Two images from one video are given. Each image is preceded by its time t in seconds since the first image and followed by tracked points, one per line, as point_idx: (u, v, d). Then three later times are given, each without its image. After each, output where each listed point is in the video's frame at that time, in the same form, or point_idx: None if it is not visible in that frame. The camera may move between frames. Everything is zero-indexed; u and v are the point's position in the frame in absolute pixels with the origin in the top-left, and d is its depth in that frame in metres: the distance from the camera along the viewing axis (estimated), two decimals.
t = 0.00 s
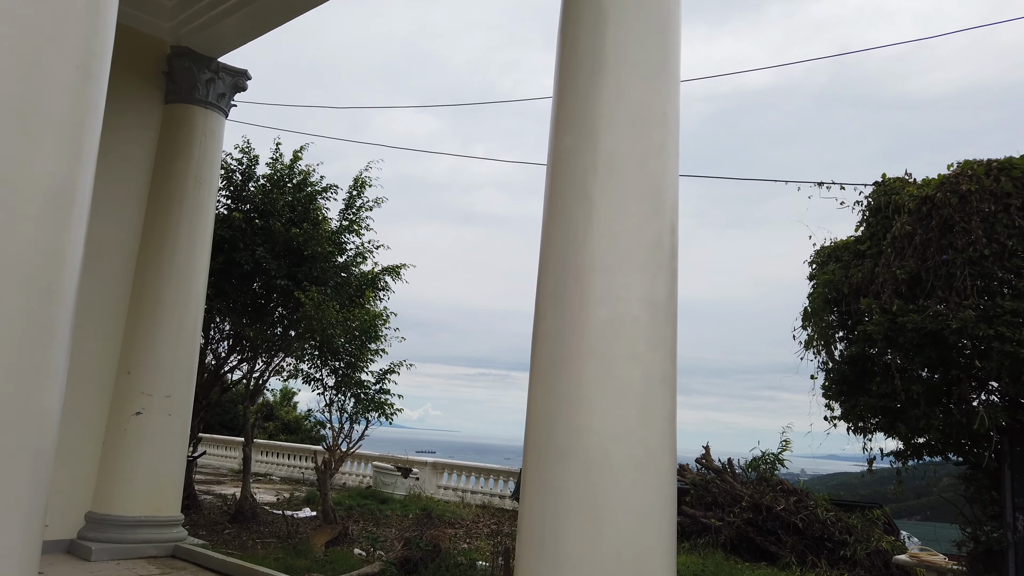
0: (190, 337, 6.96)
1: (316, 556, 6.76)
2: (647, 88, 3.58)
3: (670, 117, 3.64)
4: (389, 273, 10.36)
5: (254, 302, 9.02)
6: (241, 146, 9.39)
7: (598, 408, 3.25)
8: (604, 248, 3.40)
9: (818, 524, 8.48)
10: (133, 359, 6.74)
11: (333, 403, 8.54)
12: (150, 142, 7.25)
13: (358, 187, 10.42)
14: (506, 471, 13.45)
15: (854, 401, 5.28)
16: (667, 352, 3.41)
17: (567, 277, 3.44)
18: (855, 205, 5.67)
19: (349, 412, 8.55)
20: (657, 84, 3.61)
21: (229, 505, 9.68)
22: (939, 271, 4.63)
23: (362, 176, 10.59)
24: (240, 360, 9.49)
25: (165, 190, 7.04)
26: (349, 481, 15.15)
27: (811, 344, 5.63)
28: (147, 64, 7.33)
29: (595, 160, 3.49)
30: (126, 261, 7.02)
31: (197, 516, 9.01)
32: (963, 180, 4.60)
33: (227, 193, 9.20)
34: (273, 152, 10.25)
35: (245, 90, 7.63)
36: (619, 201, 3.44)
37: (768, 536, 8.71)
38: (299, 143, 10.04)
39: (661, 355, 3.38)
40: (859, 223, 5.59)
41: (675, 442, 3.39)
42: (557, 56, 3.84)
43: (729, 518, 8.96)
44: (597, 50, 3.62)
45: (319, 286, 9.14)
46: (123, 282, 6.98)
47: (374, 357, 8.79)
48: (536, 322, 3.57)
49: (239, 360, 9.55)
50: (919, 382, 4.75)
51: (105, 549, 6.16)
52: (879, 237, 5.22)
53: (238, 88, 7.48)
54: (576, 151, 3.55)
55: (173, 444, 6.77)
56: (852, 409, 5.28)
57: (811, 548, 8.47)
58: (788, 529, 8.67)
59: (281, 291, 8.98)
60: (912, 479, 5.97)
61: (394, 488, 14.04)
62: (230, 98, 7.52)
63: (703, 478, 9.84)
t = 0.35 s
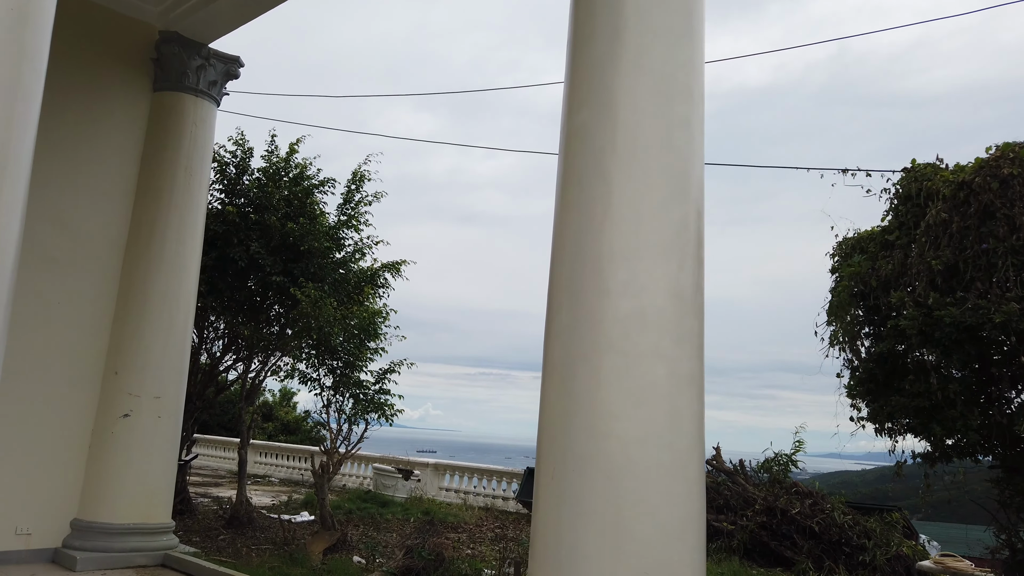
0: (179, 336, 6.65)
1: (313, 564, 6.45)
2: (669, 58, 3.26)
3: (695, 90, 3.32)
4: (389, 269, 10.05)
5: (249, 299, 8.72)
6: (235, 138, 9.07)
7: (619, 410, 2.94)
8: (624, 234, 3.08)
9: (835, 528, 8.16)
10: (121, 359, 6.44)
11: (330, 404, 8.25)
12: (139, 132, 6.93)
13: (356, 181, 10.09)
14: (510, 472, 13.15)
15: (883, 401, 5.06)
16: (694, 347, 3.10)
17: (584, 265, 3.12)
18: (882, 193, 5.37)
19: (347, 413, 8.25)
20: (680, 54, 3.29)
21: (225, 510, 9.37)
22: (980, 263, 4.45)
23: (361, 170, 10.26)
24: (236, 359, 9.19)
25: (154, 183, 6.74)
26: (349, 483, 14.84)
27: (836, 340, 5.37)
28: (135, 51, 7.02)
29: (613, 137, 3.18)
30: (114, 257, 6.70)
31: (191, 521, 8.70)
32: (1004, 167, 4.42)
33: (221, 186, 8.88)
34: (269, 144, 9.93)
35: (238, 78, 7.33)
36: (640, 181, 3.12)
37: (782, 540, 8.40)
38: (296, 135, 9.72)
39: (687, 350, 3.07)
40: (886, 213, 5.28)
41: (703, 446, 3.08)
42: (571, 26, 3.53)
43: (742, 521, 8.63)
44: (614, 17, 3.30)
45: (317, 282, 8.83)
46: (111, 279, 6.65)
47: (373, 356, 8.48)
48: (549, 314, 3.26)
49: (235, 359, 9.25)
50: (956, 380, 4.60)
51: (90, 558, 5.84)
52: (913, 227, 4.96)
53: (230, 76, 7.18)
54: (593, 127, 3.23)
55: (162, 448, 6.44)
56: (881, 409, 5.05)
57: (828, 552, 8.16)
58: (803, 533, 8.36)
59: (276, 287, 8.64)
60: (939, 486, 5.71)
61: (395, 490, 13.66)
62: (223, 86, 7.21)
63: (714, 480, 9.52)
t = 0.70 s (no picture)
0: (177, 335, 6.35)
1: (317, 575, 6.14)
2: (711, 23, 2.94)
3: (739, 59, 3.00)
4: (395, 265, 9.73)
5: (251, 297, 8.41)
6: (236, 130, 8.75)
7: (662, 413, 2.63)
8: (664, 218, 2.77)
9: (859, 534, 7.84)
10: (115, 359, 6.14)
11: (335, 405, 8.00)
12: (135, 121, 6.62)
13: (361, 175, 9.77)
14: (518, 474, 12.85)
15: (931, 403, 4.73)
16: (743, 343, 2.78)
17: (619, 252, 2.81)
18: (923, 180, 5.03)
19: (352, 415, 7.92)
20: (723, 19, 2.97)
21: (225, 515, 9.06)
22: None
23: (365, 163, 9.93)
24: (237, 359, 8.90)
25: (150, 174, 6.44)
26: (354, 485, 14.54)
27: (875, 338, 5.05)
28: (130, 36, 6.73)
29: (650, 111, 2.86)
30: (109, 252, 6.39)
31: (191, 526, 8.40)
32: None
33: (221, 180, 8.57)
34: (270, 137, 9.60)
35: (237, 65, 7.02)
36: (680, 158, 2.81)
37: (804, 546, 8.06)
38: (298, 127, 9.40)
39: (735, 346, 2.75)
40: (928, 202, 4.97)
41: (753, 451, 2.76)
42: None
43: (762, 526, 8.24)
44: None
45: (321, 278, 8.51)
46: (105, 275, 6.34)
47: (379, 355, 8.13)
48: (579, 307, 2.94)
49: (237, 359, 8.96)
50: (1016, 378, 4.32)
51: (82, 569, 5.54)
52: (949, 216, 5.53)
53: (228, 63, 6.87)
54: (628, 99, 2.92)
55: (159, 453, 6.12)
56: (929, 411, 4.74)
57: (852, 559, 7.82)
58: (826, 539, 8.04)
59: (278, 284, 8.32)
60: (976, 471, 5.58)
61: (401, 494, 13.33)
62: (222, 73, 6.90)
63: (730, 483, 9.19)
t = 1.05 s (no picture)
0: (169, 338, 6.14)
1: None
2: (734, 5, 2.72)
3: (764, 45, 2.78)
4: (395, 266, 9.50)
5: (247, 298, 8.19)
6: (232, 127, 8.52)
7: (683, 428, 2.40)
8: (684, 215, 2.54)
9: (874, 541, 7.59)
10: (104, 363, 5.91)
11: (333, 409, 7.75)
12: (125, 117, 6.40)
13: (360, 173, 9.54)
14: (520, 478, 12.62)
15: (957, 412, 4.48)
16: (770, 349, 2.55)
17: (634, 251, 2.59)
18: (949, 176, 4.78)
19: (351, 419, 7.70)
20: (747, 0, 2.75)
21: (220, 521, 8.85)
22: None
23: (364, 161, 9.69)
24: (233, 362, 8.67)
25: (141, 172, 6.22)
26: (353, 489, 14.33)
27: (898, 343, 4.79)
28: (121, 28, 6.51)
29: (669, 100, 2.64)
30: (98, 251, 6.17)
31: (185, 534, 8.19)
32: None
33: (216, 178, 8.34)
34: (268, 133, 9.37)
35: (231, 58, 6.79)
36: (701, 151, 2.58)
37: (818, 556, 7.63)
38: (297, 124, 9.17)
39: (762, 354, 2.52)
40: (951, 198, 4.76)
41: (781, 468, 2.54)
42: None
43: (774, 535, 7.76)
44: None
45: (318, 279, 8.29)
46: (94, 277, 6.12)
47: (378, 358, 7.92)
48: (591, 311, 2.72)
49: (233, 362, 8.74)
50: None
51: None
52: (975, 212, 4.87)
53: (222, 56, 6.65)
54: (644, 86, 2.70)
55: (150, 461, 5.90)
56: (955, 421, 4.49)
57: (866, 568, 7.51)
58: (839, 547, 7.68)
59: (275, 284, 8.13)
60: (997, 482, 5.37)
61: (401, 499, 13.12)
62: (215, 67, 6.67)
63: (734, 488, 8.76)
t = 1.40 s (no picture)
0: (155, 333, 5.88)
1: None
2: None
3: None
4: (392, 260, 9.26)
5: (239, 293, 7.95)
6: (223, 118, 8.28)
7: (704, 417, 2.15)
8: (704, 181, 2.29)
9: (888, 541, 7.33)
10: (86, 359, 5.67)
11: (327, 408, 7.53)
12: (109, 103, 6.15)
13: (355, 165, 9.30)
14: (523, 479, 12.34)
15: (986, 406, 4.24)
16: (798, 329, 2.30)
17: (647, 222, 2.34)
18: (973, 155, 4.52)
19: (346, 418, 7.46)
20: None
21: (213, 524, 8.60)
22: None
23: (360, 153, 9.44)
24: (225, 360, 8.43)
25: (124, 160, 5.98)
26: (352, 490, 14.08)
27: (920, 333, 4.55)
28: (104, 12, 6.28)
29: (685, 56, 2.39)
30: (80, 243, 5.92)
31: (177, 538, 7.93)
32: None
33: (208, 170, 8.10)
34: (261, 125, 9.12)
35: (219, 43, 6.55)
36: (722, 111, 2.33)
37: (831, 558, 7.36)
38: (290, 115, 8.92)
39: (791, 334, 2.27)
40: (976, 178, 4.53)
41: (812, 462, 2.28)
42: None
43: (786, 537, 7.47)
44: None
45: (313, 274, 8.05)
46: (75, 271, 5.85)
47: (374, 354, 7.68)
48: (598, 288, 2.47)
49: (225, 360, 8.49)
50: None
51: None
52: (1001, 192, 4.63)
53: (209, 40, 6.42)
54: (657, 43, 2.45)
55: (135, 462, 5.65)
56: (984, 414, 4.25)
57: (881, 570, 7.25)
58: (853, 548, 7.41)
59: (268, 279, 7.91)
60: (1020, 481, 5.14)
61: (399, 500, 12.88)
62: (203, 52, 6.42)
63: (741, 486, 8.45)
